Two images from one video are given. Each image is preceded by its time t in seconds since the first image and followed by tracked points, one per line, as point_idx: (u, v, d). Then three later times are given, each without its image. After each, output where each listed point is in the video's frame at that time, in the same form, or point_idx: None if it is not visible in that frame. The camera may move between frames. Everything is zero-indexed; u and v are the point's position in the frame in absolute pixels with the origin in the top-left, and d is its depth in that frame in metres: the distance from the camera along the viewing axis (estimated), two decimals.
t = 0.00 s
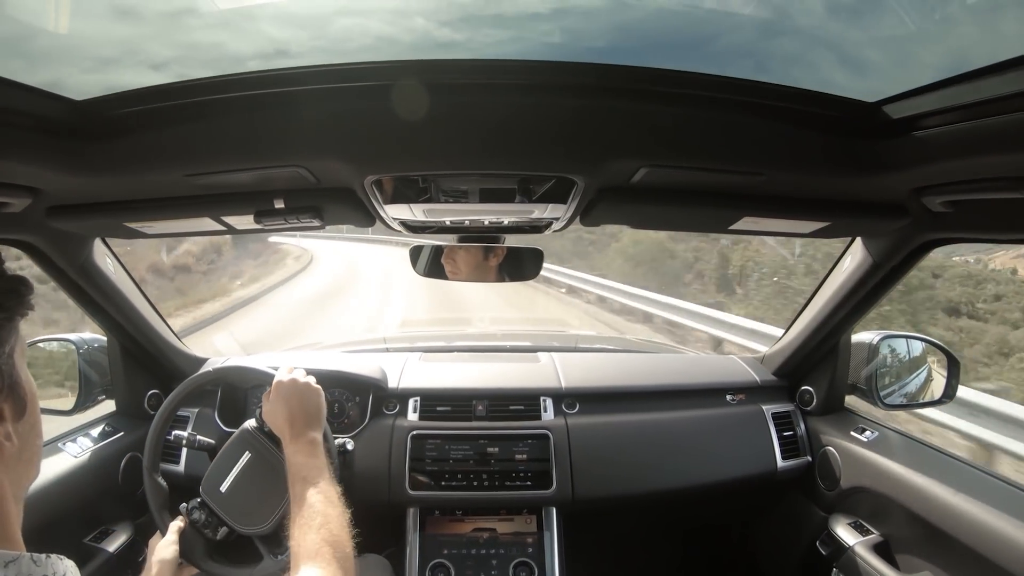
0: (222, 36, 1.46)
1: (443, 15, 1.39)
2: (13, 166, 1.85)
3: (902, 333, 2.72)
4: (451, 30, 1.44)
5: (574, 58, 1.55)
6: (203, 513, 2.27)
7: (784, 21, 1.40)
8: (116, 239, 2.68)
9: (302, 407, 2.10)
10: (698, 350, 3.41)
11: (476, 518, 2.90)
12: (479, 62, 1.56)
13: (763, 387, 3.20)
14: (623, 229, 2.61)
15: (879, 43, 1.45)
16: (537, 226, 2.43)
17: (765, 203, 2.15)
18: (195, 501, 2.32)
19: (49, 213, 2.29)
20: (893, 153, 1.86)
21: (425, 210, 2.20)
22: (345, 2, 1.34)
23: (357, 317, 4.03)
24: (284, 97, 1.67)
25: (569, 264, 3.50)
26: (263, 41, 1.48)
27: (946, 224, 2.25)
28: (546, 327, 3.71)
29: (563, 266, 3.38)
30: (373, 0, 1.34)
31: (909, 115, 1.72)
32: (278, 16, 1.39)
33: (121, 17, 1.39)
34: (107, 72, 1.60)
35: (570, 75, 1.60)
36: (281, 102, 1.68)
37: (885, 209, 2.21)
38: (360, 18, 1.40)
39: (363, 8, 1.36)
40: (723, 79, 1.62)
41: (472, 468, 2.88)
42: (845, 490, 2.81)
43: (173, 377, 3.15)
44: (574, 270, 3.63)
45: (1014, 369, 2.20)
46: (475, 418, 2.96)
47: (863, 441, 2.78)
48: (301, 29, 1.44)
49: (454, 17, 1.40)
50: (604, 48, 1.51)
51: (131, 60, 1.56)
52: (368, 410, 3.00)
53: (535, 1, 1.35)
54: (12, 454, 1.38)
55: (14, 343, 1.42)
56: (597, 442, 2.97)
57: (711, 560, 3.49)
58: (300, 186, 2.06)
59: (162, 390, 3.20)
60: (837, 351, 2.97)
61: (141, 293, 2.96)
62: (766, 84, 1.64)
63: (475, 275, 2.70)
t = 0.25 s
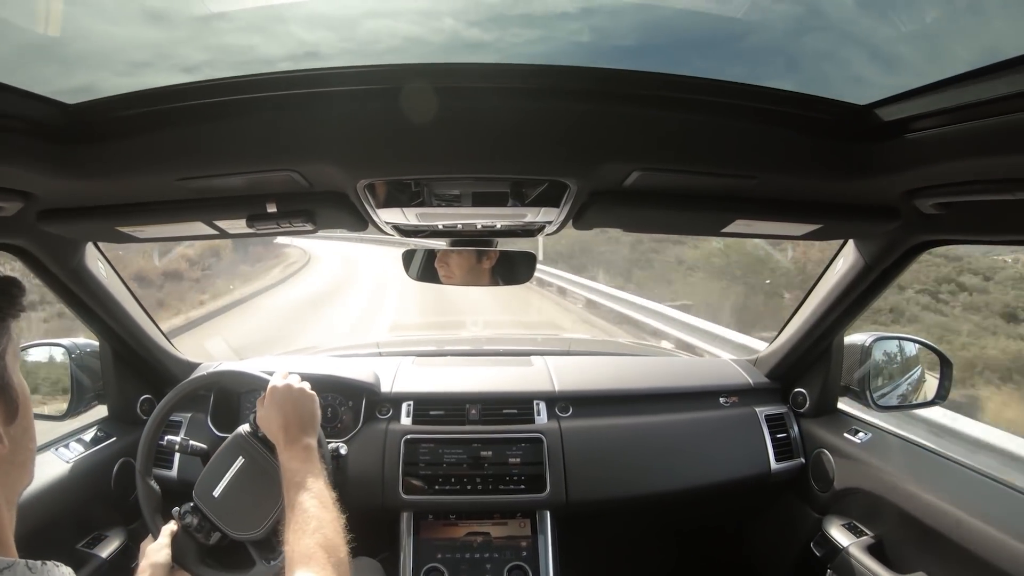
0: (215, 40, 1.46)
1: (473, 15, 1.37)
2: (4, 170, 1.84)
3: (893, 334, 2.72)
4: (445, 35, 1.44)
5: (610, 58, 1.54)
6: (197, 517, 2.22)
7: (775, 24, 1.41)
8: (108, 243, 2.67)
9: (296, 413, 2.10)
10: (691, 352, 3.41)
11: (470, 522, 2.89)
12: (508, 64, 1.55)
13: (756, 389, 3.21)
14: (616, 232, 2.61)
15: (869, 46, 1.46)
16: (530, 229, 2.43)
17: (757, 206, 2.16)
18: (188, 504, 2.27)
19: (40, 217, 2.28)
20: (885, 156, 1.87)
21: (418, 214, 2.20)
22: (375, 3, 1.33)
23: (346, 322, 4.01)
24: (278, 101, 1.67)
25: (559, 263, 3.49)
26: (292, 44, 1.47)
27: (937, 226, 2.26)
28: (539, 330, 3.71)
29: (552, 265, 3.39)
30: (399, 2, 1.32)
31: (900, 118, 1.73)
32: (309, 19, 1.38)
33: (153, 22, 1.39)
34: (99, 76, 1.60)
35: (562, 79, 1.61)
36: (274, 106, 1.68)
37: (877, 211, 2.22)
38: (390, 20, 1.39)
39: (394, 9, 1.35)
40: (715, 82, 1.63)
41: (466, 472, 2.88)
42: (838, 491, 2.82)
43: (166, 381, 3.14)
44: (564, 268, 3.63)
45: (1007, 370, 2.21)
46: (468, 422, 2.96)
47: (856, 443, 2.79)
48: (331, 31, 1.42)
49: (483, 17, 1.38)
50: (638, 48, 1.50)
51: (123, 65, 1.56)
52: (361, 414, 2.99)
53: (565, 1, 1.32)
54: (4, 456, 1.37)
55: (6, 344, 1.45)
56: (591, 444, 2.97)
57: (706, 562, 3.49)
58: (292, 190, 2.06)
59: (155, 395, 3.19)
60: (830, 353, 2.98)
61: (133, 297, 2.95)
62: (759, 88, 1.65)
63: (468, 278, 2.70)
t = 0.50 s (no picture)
0: (218, 32, 1.47)
1: (508, 13, 1.40)
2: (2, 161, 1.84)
3: (890, 337, 2.73)
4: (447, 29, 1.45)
5: (645, 56, 1.57)
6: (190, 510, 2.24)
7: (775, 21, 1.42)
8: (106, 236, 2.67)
9: (294, 412, 2.06)
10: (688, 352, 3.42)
11: (465, 519, 2.89)
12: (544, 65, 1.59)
13: (752, 390, 3.21)
14: (614, 231, 2.61)
15: (867, 46, 1.48)
16: (528, 228, 2.43)
17: (755, 207, 2.16)
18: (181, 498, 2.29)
19: (38, 210, 2.28)
20: (884, 159, 1.88)
21: (416, 211, 2.20)
22: (411, 3, 1.37)
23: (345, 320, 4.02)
24: (280, 95, 1.68)
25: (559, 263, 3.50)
26: (329, 43, 1.51)
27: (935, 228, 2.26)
28: (536, 329, 3.71)
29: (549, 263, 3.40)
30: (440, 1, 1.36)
31: (898, 120, 1.74)
32: (348, 18, 1.42)
33: (192, 24, 1.44)
34: (100, 67, 1.60)
35: (563, 77, 1.62)
36: (275, 100, 1.69)
37: (874, 213, 2.22)
38: (426, 20, 1.42)
39: (430, 9, 1.39)
40: (714, 81, 1.64)
41: (461, 469, 2.88)
42: (834, 493, 2.83)
43: (162, 376, 3.14)
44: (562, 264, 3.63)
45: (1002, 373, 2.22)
46: (464, 419, 2.96)
47: (851, 444, 2.79)
48: (368, 30, 1.46)
49: (519, 15, 1.41)
50: (675, 44, 1.52)
51: (125, 56, 1.57)
52: (357, 410, 2.99)
53: None
54: None
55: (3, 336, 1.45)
56: (587, 443, 2.97)
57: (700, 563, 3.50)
58: (290, 185, 2.05)
59: (151, 389, 3.18)
60: (826, 354, 2.98)
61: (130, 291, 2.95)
62: (758, 88, 1.67)
63: (466, 275, 2.70)
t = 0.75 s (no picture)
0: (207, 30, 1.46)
1: (535, 10, 1.43)
2: None
3: (882, 332, 2.75)
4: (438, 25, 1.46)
5: (671, 54, 1.58)
6: (180, 504, 2.27)
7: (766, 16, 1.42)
8: (97, 238, 2.65)
9: (297, 425, 2.05)
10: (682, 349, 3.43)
11: (459, 518, 2.90)
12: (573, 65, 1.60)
13: (746, 386, 3.23)
14: (606, 229, 2.61)
15: (857, 41, 1.48)
16: (521, 225, 2.44)
17: (746, 203, 2.17)
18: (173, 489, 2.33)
19: (28, 211, 2.26)
20: (874, 154, 1.88)
21: (408, 209, 2.20)
22: (437, 3, 1.39)
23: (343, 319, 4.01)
24: (270, 94, 1.68)
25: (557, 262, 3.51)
26: (357, 44, 1.52)
27: (926, 224, 2.27)
28: (530, 325, 3.72)
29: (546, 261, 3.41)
30: None
31: (889, 116, 1.74)
32: (374, 18, 1.44)
33: (221, 25, 1.46)
34: (88, 66, 1.59)
35: (554, 75, 1.63)
36: (266, 100, 1.68)
37: (865, 208, 2.23)
38: (451, 18, 1.44)
39: (454, 7, 1.41)
40: (705, 78, 1.65)
41: (455, 468, 2.88)
42: (827, 487, 2.84)
43: (155, 377, 3.13)
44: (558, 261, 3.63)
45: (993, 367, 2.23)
46: (457, 417, 2.96)
47: (844, 439, 2.81)
48: (395, 30, 1.48)
49: (545, 12, 1.44)
50: (700, 41, 1.54)
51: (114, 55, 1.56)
52: (350, 410, 2.99)
53: None
54: (5, 455, 1.36)
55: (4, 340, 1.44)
56: (581, 440, 2.98)
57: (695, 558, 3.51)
58: (282, 185, 2.05)
59: (144, 390, 3.17)
60: (819, 350, 3.00)
61: (123, 292, 2.94)
62: (748, 85, 1.68)
63: (460, 274, 2.70)
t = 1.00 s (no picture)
0: (212, 41, 1.46)
1: (573, 11, 1.36)
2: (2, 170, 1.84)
3: (892, 335, 2.72)
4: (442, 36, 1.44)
5: (713, 53, 1.52)
6: (189, 508, 2.29)
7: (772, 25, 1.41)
8: (107, 244, 2.67)
9: (306, 431, 2.05)
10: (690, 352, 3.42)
11: (469, 523, 2.90)
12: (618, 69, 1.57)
13: (755, 390, 3.21)
14: (615, 233, 2.61)
15: (865, 46, 1.47)
16: (530, 230, 2.44)
17: (755, 207, 2.16)
18: (182, 493, 2.35)
19: (40, 218, 2.28)
20: (884, 156, 1.87)
21: (418, 214, 2.20)
22: (479, 2, 1.32)
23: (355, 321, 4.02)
24: (277, 101, 1.68)
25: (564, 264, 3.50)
26: (396, 44, 1.47)
27: (938, 227, 2.25)
28: (539, 330, 3.71)
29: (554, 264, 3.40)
30: None
31: (899, 120, 1.73)
32: (416, 18, 1.37)
33: (259, 27, 1.40)
34: (95, 77, 1.59)
35: (561, 81, 1.61)
36: (272, 107, 1.68)
37: (875, 211, 2.22)
38: (493, 18, 1.37)
39: (496, 7, 1.34)
40: (714, 83, 1.63)
41: (465, 473, 2.88)
42: (838, 492, 2.82)
43: (165, 382, 3.14)
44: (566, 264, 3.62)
45: (1001, 371, 2.21)
46: (467, 422, 2.96)
47: (855, 443, 2.79)
48: (435, 30, 1.42)
49: (584, 12, 1.37)
50: (744, 39, 1.46)
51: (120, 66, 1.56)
52: (360, 415, 2.99)
53: None
54: (6, 458, 1.36)
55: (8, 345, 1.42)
56: (590, 445, 2.97)
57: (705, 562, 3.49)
58: (292, 190, 2.06)
59: (154, 395, 3.18)
60: (829, 353, 2.98)
61: (132, 298, 2.95)
62: (758, 89, 1.65)
63: (468, 278, 2.70)
